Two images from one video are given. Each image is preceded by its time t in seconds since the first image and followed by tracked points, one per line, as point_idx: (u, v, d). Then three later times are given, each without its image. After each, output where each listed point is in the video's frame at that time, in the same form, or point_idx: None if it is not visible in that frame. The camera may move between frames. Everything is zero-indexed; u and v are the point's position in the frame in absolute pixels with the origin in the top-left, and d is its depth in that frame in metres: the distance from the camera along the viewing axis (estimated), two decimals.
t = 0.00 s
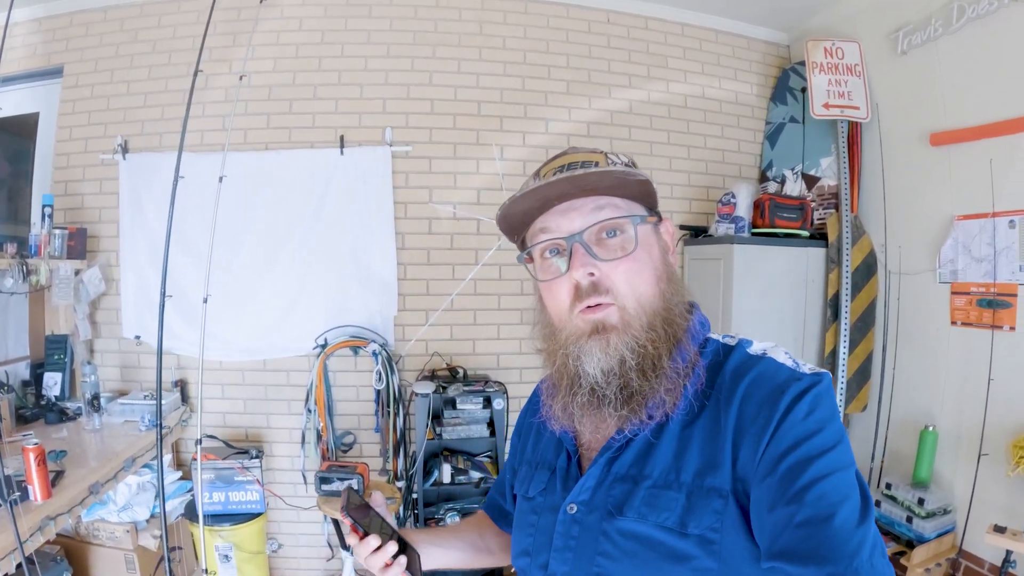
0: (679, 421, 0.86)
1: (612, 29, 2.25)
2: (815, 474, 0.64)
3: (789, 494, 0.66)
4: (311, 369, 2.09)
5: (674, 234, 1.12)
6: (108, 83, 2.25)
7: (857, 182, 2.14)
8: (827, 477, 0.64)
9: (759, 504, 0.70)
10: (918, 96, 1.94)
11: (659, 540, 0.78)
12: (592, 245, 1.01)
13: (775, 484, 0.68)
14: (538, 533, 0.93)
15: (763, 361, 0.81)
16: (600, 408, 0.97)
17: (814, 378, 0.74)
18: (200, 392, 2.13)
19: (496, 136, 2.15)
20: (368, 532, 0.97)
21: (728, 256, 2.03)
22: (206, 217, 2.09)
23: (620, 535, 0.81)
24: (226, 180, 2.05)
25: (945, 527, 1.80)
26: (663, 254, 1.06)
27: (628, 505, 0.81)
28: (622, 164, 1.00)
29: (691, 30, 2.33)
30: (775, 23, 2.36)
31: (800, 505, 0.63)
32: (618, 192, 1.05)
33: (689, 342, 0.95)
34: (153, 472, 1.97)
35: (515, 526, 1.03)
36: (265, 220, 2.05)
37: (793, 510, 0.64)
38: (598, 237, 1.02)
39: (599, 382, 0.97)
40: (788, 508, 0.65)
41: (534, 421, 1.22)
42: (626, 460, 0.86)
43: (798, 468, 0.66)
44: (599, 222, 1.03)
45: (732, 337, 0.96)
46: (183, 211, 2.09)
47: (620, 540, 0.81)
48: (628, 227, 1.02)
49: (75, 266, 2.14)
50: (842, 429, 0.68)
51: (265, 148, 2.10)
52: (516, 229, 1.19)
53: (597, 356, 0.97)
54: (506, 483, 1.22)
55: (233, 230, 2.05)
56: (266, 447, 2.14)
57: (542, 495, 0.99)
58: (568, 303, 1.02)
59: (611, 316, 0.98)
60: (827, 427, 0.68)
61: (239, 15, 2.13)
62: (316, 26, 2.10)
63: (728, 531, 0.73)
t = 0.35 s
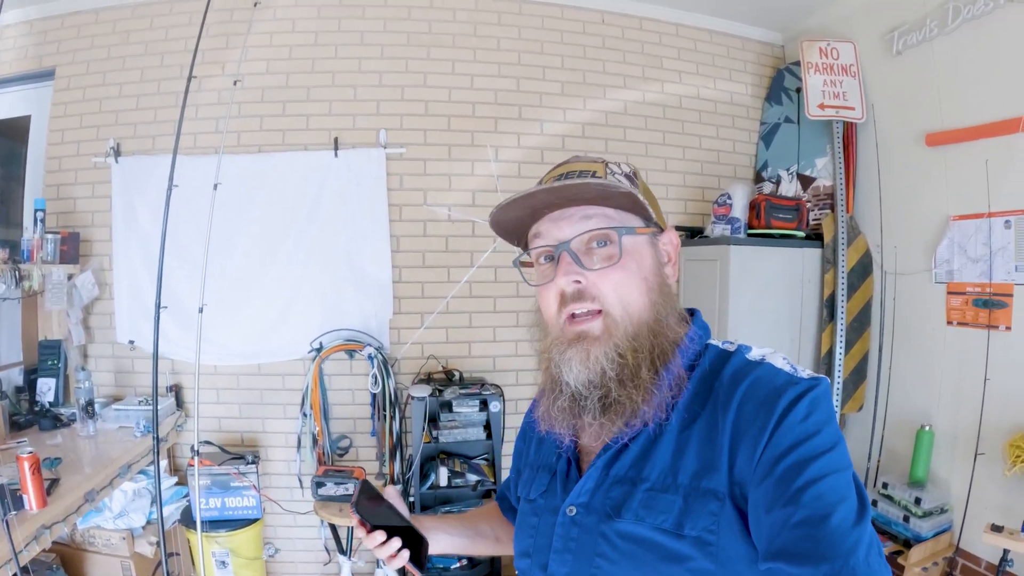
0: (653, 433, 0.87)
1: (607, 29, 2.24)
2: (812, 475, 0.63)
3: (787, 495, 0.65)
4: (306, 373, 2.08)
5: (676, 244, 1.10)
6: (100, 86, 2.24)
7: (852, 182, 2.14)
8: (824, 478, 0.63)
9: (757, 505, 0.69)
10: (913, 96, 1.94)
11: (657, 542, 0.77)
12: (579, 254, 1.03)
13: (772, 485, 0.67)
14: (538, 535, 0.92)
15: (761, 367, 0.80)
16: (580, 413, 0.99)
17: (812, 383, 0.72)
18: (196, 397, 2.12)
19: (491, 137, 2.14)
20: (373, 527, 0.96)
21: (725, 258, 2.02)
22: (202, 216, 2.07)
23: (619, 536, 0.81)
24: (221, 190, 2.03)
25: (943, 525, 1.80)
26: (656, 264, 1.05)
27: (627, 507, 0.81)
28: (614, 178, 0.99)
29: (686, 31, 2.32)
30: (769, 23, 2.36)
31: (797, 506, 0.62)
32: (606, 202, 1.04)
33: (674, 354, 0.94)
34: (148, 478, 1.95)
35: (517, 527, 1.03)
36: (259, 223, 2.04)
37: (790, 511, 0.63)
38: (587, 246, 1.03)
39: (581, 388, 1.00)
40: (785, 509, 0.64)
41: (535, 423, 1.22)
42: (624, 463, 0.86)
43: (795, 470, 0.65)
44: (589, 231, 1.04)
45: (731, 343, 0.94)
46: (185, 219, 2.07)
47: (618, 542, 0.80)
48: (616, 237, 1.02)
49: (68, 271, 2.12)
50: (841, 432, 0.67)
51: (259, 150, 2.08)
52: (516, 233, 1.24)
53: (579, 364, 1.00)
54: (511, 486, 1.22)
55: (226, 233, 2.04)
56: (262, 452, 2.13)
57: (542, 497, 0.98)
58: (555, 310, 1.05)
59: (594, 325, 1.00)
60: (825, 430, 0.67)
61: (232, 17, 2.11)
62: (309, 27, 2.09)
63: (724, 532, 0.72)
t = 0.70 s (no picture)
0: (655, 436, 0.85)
1: (601, 29, 2.23)
2: (806, 477, 0.63)
3: (779, 497, 0.64)
4: (299, 376, 2.06)
5: (681, 252, 1.09)
6: (91, 86, 2.22)
7: (848, 181, 2.13)
8: (818, 480, 0.62)
9: (748, 506, 0.68)
10: (908, 96, 1.94)
11: (647, 541, 0.76)
12: (591, 253, 0.98)
13: (765, 487, 0.66)
14: (528, 533, 0.91)
15: (755, 369, 0.80)
16: (582, 417, 0.96)
17: (806, 385, 0.72)
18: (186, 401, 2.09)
19: (484, 137, 2.13)
20: None
21: (720, 258, 2.01)
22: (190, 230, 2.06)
23: (609, 536, 0.79)
24: (208, 191, 2.02)
25: (940, 525, 1.79)
26: (664, 270, 1.02)
27: (617, 506, 0.80)
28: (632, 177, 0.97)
29: (680, 30, 2.31)
30: (764, 22, 2.35)
31: (789, 507, 0.62)
32: (623, 205, 1.01)
33: (679, 359, 0.92)
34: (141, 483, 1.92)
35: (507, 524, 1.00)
36: (251, 225, 2.03)
37: (782, 512, 0.62)
38: (599, 246, 0.99)
39: (586, 390, 0.96)
40: (777, 510, 0.63)
41: (524, 419, 1.20)
42: (615, 462, 0.85)
43: (788, 472, 0.65)
44: (602, 231, 0.99)
45: (725, 346, 0.94)
46: (168, 218, 2.06)
47: (609, 541, 0.79)
48: (629, 240, 0.98)
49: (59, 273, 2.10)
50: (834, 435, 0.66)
51: (251, 151, 2.07)
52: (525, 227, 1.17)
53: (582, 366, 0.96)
54: (498, 485, 1.18)
55: (219, 235, 2.02)
56: (255, 455, 2.11)
57: (531, 494, 0.97)
58: (560, 307, 1.01)
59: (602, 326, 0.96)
60: (818, 433, 0.67)
61: (223, 16, 2.10)
62: (302, 27, 2.07)
63: (716, 533, 0.71)
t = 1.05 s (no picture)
0: (627, 447, 0.84)
1: (594, 27, 2.22)
2: (800, 484, 0.62)
3: (773, 503, 0.63)
4: (290, 378, 2.05)
5: (677, 255, 1.06)
6: (81, 88, 2.20)
7: (843, 181, 2.12)
8: (811, 488, 0.61)
9: (744, 513, 0.67)
10: (904, 94, 1.92)
11: (647, 550, 0.75)
12: (577, 258, 0.96)
13: (760, 494, 0.65)
14: (517, 543, 0.87)
15: (750, 377, 0.79)
16: (558, 416, 0.95)
17: (801, 395, 0.72)
18: (177, 403, 2.09)
19: (476, 137, 2.12)
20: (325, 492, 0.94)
21: (714, 257, 1.99)
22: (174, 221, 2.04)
23: (606, 544, 0.77)
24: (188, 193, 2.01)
25: (937, 526, 1.78)
26: (656, 276, 0.99)
27: (614, 514, 0.78)
28: (625, 182, 0.93)
29: (674, 29, 2.30)
30: (758, 21, 2.33)
31: (783, 514, 0.61)
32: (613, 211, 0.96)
33: (661, 372, 0.90)
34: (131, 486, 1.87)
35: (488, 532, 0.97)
36: (241, 226, 2.01)
37: (775, 519, 0.61)
38: (587, 251, 0.96)
39: (565, 393, 0.95)
40: (770, 516, 0.62)
41: (508, 422, 1.16)
42: (610, 469, 0.83)
43: (783, 479, 0.64)
44: (591, 236, 0.96)
45: (719, 352, 0.94)
46: (144, 218, 2.04)
47: (606, 550, 0.77)
48: (617, 247, 0.95)
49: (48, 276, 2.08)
50: (829, 443, 0.66)
51: (240, 152, 2.05)
52: (520, 226, 1.13)
53: (562, 367, 0.95)
54: (471, 486, 1.14)
55: (209, 237, 2.01)
56: (246, 458, 2.10)
57: (519, 502, 0.93)
58: (542, 309, 0.99)
59: (584, 330, 0.95)
60: (814, 441, 0.66)
61: (213, 17, 2.08)
62: (292, 27, 2.06)
63: (717, 539, 0.70)
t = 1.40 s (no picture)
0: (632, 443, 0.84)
1: (593, 26, 2.22)
2: (803, 480, 0.61)
3: (776, 499, 0.63)
4: (288, 376, 2.05)
5: (678, 249, 1.06)
6: (79, 86, 2.20)
7: (841, 179, 2.12)
8: (814, 484, 0.61)
9: (746, 510, 0.67)
10: (902, 92, 1.92)
11: (647, 545, 0.74)
12: (581, 259, 0.95)
13: (762, 489, 0.65)
14: (517, 538, 0.87)
15: (752, 374, 0.79)
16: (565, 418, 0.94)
17: (803, 392, 0.71)
18: (175, 401, 2.09)
19: (474, 135, 2.12)
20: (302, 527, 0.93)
21: (712, 255, 1.99)
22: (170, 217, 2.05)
23: (607, 541, 0.77)
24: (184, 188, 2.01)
25: (935, 525, 1.77)
26: (657, 273, 0.99)
27: (616, 510, 0.77)
28: (624, 182, 0.93)
29: (672, 28, 2.30)
30: (756, 19, 2.33)
31: (785, 509, 0.60)
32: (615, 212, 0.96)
33: (665, 368, 0.90)
34: (130, 484, 1.87)
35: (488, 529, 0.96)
36: (240, 224, 2.01)
37: (778, 515, 0.61)
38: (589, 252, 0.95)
39: (571, 395, 0.94)
40: (774, 512, 0.62)
41: (508, 419, 1.15)
42: (612, 466, 0.83)
43: (786, 475, 0.63)
44: (593, 237, 0.95)
45: (721, 348, 0.93)
46: (142, 213, 2.04)
47: (606, 546, 0.76)
48: (621, 248, 0.94)
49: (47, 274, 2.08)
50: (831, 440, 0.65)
51: (239, 150, 2.05)
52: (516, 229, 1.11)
53: (568, 368, 0.94)
54: (473, 484, 1.14)
55: (208, 234, 2.01)
56: (244, 456, 2.10)
57: (519, 498, 0.92)
58: (548, 311, 0.98)
59: (588, 332, 0.94)
60: (816, 438, 0.66)
61: (211, 14, 2.08)
62: (290, 25, 2.06)
63: (718, 537, 0.70)
